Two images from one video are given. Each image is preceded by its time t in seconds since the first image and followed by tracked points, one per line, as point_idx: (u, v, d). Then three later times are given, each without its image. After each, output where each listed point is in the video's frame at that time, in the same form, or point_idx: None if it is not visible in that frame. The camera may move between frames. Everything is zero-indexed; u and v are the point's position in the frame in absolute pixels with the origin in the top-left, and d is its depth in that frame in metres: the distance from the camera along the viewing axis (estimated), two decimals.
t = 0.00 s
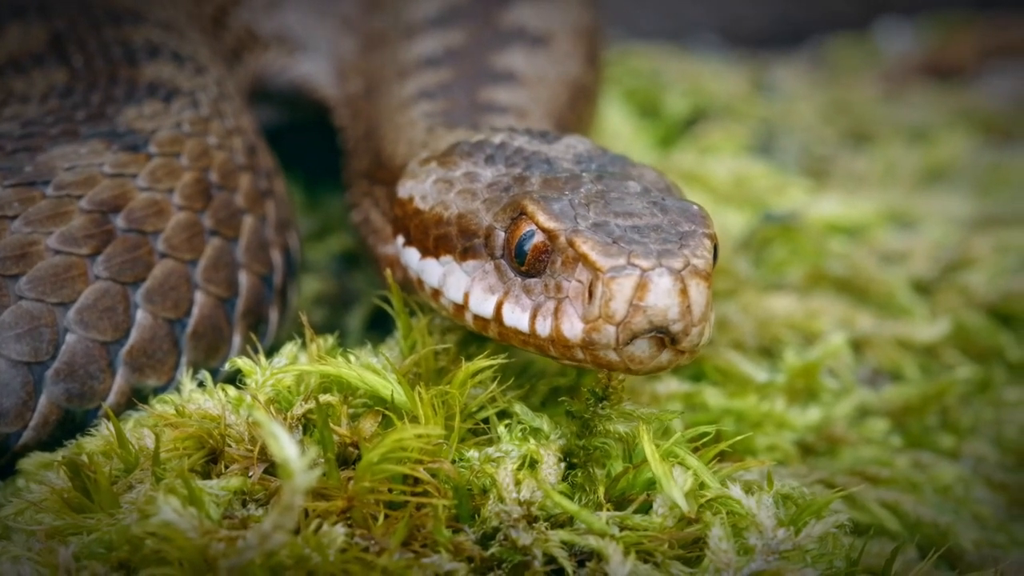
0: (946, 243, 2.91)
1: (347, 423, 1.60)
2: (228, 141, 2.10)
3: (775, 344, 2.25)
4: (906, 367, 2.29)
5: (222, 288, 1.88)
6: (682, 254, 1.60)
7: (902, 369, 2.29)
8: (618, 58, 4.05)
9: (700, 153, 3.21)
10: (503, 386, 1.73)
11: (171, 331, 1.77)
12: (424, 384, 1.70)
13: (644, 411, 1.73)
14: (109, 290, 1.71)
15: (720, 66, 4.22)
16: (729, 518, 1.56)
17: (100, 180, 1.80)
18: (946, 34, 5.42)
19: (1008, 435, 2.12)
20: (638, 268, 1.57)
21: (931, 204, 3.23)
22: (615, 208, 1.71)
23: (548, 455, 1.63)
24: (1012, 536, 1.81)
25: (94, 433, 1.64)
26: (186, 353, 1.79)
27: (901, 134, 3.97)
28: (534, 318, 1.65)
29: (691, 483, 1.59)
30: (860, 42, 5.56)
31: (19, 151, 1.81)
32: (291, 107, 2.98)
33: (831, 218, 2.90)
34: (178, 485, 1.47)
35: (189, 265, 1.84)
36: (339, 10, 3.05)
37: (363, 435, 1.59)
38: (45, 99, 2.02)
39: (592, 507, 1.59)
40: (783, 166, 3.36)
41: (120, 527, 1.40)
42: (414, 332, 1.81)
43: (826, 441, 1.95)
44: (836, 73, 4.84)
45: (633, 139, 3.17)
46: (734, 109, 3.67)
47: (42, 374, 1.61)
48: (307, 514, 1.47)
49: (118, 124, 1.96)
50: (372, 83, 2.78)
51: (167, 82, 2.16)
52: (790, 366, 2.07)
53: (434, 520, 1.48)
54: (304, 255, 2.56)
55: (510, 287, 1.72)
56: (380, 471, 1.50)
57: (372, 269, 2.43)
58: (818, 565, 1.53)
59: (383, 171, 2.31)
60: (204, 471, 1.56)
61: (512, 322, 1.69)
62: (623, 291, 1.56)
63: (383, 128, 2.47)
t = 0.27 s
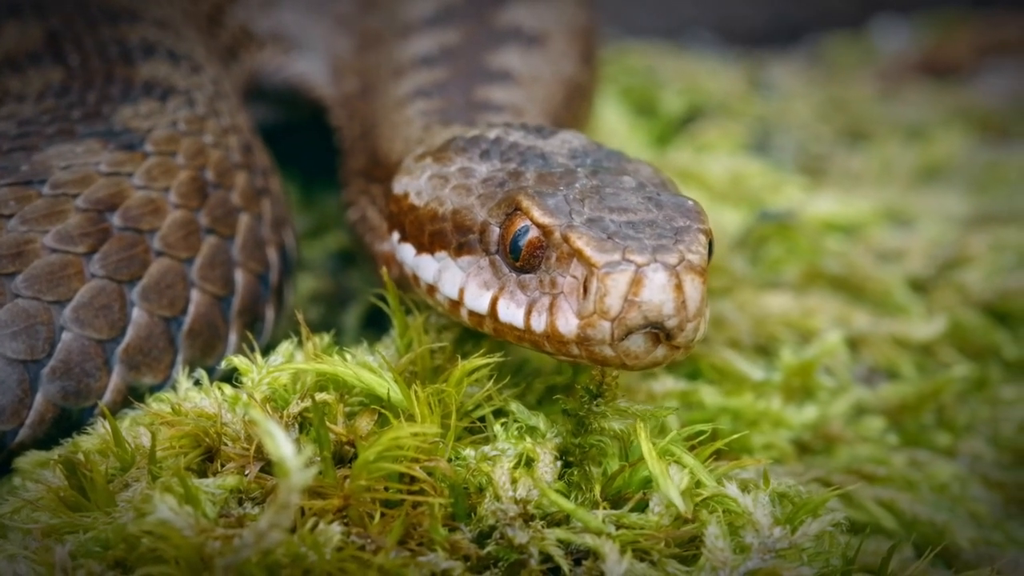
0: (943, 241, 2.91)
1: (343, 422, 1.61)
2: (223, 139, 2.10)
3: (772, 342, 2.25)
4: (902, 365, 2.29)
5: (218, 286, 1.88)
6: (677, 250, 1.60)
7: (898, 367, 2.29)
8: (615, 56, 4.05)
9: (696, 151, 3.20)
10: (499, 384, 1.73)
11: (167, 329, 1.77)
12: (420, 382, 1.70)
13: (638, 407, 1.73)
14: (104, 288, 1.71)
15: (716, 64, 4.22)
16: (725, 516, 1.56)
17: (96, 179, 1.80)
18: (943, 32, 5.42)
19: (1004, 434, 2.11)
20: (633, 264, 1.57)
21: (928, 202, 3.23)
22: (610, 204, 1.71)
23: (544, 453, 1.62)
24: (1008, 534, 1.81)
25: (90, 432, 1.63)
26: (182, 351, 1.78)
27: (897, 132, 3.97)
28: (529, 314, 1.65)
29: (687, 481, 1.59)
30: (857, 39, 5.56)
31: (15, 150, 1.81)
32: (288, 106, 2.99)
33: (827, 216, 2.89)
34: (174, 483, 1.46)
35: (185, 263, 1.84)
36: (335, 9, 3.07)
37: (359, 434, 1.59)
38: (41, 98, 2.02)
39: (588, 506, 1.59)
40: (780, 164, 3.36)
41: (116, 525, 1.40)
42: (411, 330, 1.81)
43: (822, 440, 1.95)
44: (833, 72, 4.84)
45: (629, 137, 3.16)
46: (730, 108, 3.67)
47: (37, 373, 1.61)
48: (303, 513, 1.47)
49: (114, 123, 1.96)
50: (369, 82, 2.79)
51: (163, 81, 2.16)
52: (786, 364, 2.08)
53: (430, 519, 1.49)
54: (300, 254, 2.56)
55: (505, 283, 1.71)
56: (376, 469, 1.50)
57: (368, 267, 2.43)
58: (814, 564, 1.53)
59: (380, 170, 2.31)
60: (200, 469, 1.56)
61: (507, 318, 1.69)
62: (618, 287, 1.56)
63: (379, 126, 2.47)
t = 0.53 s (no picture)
0: (940, 240, 2.91)
1: (341, 420, 1.60)
2: (222, 139, 2.10)
3: (770, 340, 2.25)
4: (900, 364, 2.29)
5: (216, 285, 1.88)
6: (646, 244, 1.60)
7: (895, 366, 2.29)
8: (613, 55, 4.05)
9: (694, 149, 3.20)
10: (497, 382, 1.73)
11: (165, 328, 1.77)
12: (418, 381, 1.70)
13: (637, 405, 1.73)
14: (102, 287, 1.71)
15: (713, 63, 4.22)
16: (723, 515, 1.56)
17: (94, 179, 1.80)
18: (941, 31, 5.42)
19: (1002, 432, 2.12)
20: (602, 258, 1.57)
21: (925, 200, 3.23)
22: (580, 197, 1.71)
23: (542, 452, 1.63)
24: (1006, 533, 1.81)
25: (88, 430, 1.63)
26: (180, 350, 1.78)
27: (895, 130, 3.97)
28: (498, 307, 1.65)
29: (685, 479, 1.59)
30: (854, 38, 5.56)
31: (14, 150, 1.81)
32: (283, 106, 2.96)
33: (825, 214, 2.88)
34: (171, 482, 1.46)
35: (183, 262, 1.84)
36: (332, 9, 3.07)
37: (357, 432, 1.59)
38: (39, 98, 2.02)
39: (586, 504, 1.59)
40: (777, 163, 3.36)
41: (114, 523, 1.40)
42: (408, 329, 1.82)
43: (820, 438, 1.95)
44: (831, 70, 4.84)
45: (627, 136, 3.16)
46: (728, 107, 3.67)
47: (35, 371, 1.61)
48: (301, 511, 1.47)
49: (112, 123, 1.96)
50: (364, 83, 2.79)
51: (161, 80, 2.16)
52: (784, 363, 2.08)
53: (428, 517, 1.48)
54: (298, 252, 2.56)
55: (475, 277, 1.72)
56: (374, 467, 1.49)
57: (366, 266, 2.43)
58: (812, 563, 1.53)
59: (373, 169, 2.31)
60: (199, 468, 1.56)
61: (477, 311, 1.69)
62: (587, 281, 1.56)
63: (374, 127, 2.46)
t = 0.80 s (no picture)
0: (938, 239, 2.91)
1: (339, 419, 1.60)
2: (219, 138, 2.10)
3: (767, 340, 2.25)
4: (898, 363, 2.29)
5: (214, 284, 1.88)
6: (658, 247, 1.59)
7: (893, 365, 2.29)
8: (611, 54, 4.05)
9: (693, 149, 3.20)
10: (495, 381, 1.74)
11: (162, 327, 1.77)
12: (417, 380, 1.70)
13: (635, 405, 1.72)
14: (100, 286, 1.71)
15: (712, 62, 4.22)
16: (721, 514, 1.56)
17: (92, 178, 1.80)
18: (939, 30, 5.42)
19: (1000, 431, 2.12)
20: (613, 261, 1.57)
21: (924, 199, 3.23)
22: (591, 200, 1.70)
23: (540, 451, 1.63)
24: (1005, 532, 1.81)
25: (86, 429, 1.63)
26: (177, 349, 1.78)
27: (893, 130, 3.97)
28: (509, 311, 1.65)
29: (683, 478, 1.59)
30: (853, 37, 5.56)
31: (11, 150, 1.81)
32: (279, 105, 2.97)
33: (824, 214, 2.89)
34: (169, 481, 1.46)
35: (181, 262, 1.84)
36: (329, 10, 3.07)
37: (355, 431, 1.59)
38: (37, 98, 2.02)
39: (585, 503, 1.59)
40: (776, 162, 3.36)
41: (112, 522, 1.40)
42: (407, 328, 1.81)
43: (818, 437, 1.95)
44: (829, 69, 4.84)
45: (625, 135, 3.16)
46: (727, 106, 3.68)
47: (33, 370, 1.61)
48: (299, 510, 1.47)
49: (110, 122, 1.96)
50: (361, 85, 2.78)
51: (159, 80, 2.16)
52: (782, 362, 2.08)
53: (426, 516, 1.48)
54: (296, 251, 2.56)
55: (486, 280, 1.72)
56: (372, 466, 1.49)
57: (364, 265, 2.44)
58: (810, 561, 1.53)
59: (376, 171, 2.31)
60: (196, 467, 1.56)
61: (488, 315, 1.69)
62: (598, 284, 1.55)
63: (374, 130, 2.46)
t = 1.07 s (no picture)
0: (938, 239, 2.92)
1: (340, 419, 1.60)
2: (220, 137, 2.10)
3: (768, 339, 2.26)
4: (898, 363, 2.29)
5: (215, 284, 1.88)
6: (669, 249, 1.59)
7: (893, 365, 2.30)
8: (611, 53, 4.05)
9: (693, 148, 3.20)
10: (495, 381, 1.74)
11: (163, 327, 1.77)
12: (417, 380, 1.70)
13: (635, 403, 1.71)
14: (100, 286, 1.71)
15: (712, 62, 4.22)
16: (722, 514, 1.57)
17: (92, 176, 1.80)
18: (939, 30, 5.42)
19: (1000, 431, 2.12)
20: (624, 263, 1.57)
21: (924, 199, 3.23)
22: (602, 201, 1.70)
23: (541, 451, 1.63)
24: (1005, 532, 1.81)
25: (86, 429, 1.63)
26: (178, 349, 1.78)
27: (893, 130, 3.97)
28: (520, 312, 1.65)
29: (683, 478, 1.59)
30: (853, 37, 5.56)
31: (12, 148, 1.81)
32: (279, 108, 2.97)
33: (824, 214, 2.89)
34: (170, 481, 1.46)
35: (181, 261, 1.84)
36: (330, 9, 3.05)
37: (356, 431, 1.59)
38: (37, 95, 2.02)
39: (585, 503, 1.59)
40: (775, 162, 3.36)
41: (112, 522, 1.40)
42: (407, 328, 1.81)
43: (818, 437, 1.95)
44: (829, 69, 4.84)
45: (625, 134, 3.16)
46: (727, 105, 3.68)
47: (34, 370, 1.61)
48: (300, 510, 1.47)
49: (110, 120, 1.96)
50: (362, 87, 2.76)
51: (159, 78, 2.16)
52: (782, 361, 2.08)
53: (427, 516, 1.48)
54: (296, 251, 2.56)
55: (496, 281, 1.72)
56: (373, 466, 1.49)
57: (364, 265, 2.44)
58: (810, 562, 1.53)
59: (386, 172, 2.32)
60: (197, 467, 1.56)
61: (498, 316, 1.69)
62: (609, 286, 1.55)
63: (377, 131, 2.47)
